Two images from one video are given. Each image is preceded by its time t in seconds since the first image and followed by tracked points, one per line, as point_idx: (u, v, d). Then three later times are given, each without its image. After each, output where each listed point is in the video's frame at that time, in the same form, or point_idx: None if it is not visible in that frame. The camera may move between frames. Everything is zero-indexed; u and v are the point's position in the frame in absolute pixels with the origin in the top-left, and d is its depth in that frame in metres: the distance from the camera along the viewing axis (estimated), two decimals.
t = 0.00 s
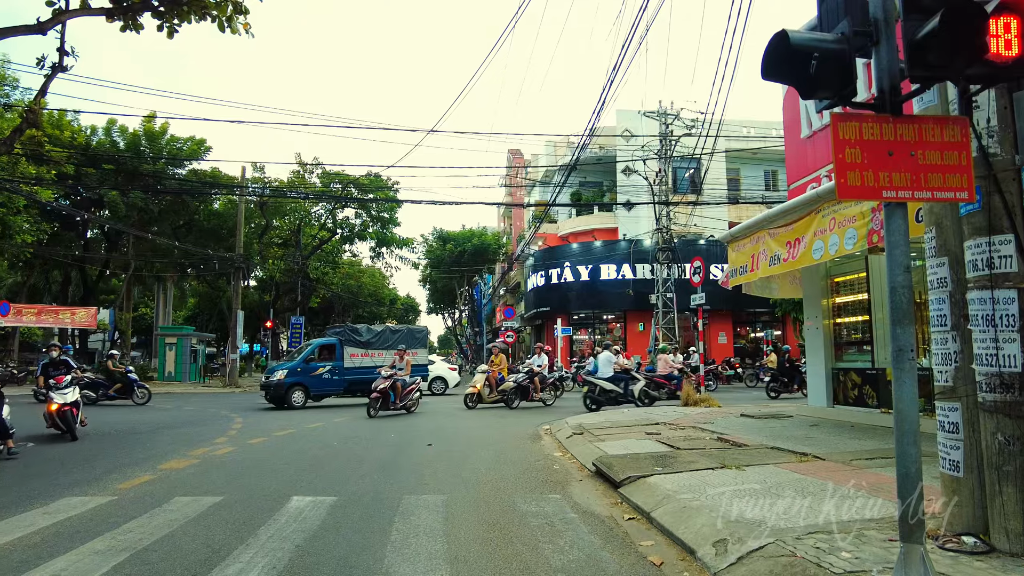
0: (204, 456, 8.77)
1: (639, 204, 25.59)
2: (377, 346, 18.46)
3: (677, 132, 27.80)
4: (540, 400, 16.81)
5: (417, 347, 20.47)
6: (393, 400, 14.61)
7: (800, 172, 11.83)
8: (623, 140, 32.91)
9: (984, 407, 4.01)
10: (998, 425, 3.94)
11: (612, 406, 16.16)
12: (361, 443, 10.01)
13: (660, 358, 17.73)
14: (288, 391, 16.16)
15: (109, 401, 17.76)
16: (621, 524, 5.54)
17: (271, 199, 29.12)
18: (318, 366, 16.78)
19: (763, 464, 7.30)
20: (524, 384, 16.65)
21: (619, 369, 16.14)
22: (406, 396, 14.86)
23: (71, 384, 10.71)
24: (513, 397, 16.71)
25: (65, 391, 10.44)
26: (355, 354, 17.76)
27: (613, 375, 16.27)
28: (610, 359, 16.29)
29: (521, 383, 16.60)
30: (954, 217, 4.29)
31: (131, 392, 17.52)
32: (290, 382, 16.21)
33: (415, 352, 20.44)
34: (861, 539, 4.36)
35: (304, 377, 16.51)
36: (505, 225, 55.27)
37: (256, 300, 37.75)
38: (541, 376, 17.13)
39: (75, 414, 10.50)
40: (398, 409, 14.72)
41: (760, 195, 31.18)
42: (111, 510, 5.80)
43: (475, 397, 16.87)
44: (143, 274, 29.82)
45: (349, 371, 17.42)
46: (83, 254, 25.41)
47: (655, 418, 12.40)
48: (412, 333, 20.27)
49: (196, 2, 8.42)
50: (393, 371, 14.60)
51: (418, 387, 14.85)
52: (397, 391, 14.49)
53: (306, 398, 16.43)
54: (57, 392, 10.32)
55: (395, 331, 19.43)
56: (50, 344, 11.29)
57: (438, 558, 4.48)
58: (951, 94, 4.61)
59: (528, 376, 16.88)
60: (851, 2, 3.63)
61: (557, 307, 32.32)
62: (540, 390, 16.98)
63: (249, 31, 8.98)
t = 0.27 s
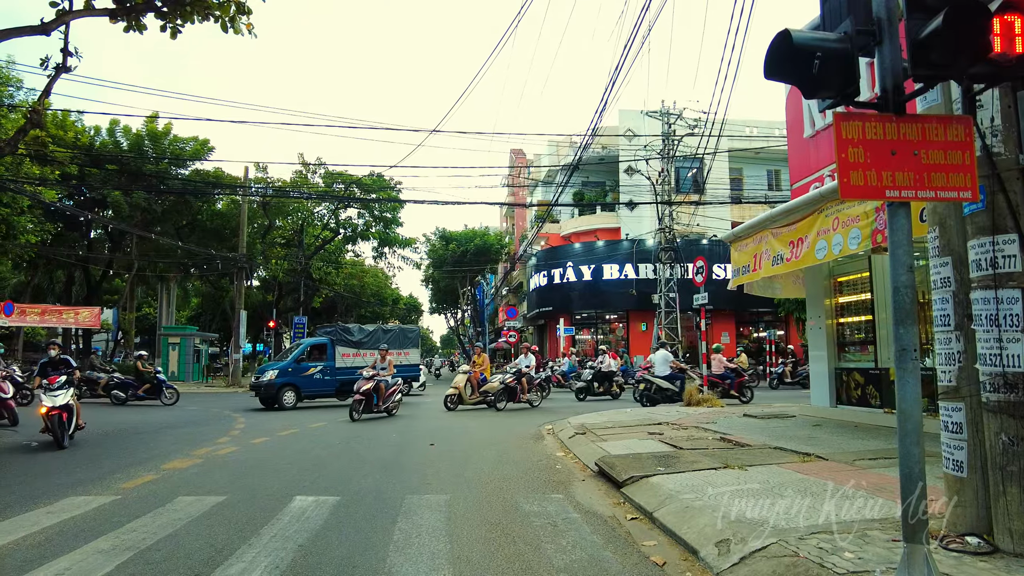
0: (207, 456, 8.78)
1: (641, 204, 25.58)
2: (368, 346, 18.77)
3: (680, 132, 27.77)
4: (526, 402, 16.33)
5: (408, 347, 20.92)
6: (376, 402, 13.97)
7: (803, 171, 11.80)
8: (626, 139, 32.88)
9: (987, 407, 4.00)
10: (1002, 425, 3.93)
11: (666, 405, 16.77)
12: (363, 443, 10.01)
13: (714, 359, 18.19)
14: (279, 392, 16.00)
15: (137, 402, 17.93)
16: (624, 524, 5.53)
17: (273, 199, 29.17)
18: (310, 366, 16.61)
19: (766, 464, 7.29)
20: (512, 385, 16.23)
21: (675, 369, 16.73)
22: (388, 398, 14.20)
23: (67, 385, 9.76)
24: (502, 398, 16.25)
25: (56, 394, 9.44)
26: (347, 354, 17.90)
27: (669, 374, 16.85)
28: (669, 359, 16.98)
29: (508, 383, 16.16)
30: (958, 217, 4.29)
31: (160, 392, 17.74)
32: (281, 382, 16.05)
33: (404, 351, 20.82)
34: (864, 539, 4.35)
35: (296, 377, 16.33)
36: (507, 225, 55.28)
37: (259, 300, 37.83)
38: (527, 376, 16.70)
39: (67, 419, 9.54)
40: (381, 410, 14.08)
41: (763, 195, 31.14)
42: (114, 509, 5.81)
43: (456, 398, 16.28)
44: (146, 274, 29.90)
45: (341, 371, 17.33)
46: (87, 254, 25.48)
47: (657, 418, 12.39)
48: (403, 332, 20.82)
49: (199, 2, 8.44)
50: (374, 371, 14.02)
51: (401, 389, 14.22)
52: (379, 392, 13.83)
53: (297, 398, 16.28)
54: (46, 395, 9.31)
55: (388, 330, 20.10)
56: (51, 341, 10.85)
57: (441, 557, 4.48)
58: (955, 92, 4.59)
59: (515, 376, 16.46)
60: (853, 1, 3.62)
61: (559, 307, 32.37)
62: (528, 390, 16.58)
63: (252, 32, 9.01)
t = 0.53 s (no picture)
0: (209, 456, 8.79)
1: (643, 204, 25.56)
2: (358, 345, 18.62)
3: (682, 132, 27.75)
4: (511, 404, 15.79)
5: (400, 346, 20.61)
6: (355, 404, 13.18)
7: (805, 171, 11.78)
8: (628, 139, 32.86)
9: (990, 407, 4.00)
10: (1005, 426, 3.92)
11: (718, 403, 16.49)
12: (365, 443, 10.01)
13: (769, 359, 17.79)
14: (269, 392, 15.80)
15: (165, 402, 18.09)
16: (626, 524, 5.53)
17: (276, 199, 29.20)
18: (301, 366, 16.38)
19: (769, 464, 7.27)
20: (498, 386, 15.60)
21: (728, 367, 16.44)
22: (368, 400, 13.46)
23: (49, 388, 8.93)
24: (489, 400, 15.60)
25: (34, 397, 8.55)
26: (338, 353, 17.65)
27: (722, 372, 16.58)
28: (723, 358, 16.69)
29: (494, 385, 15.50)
30: (961, 217, 4.29)
31: (186, 393, 17.90)
32: (271, 382, 15.83)
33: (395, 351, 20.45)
34: (867, 540, 4.34)
35: (286, 377, 16.11)
36: (509, 225, 55.29)
37: (261, 300, 37.87)
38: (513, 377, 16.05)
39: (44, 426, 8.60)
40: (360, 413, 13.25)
41: (765, 195, 31.10)
42: (117, 509, 5.82)
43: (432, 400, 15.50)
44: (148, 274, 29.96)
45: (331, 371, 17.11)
46: (89, 254, 25.54)
47: (659, 419, 12.37)
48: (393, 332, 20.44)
49: (201, 3, 8.46)
50: (353, 372, 13.27)
51: (382, 390, 13.49)
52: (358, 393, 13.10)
53: (288, 399, 16.09)
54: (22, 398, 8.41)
55: (377, 330, 19.86)
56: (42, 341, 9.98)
57: (443, 557, 4.48)
58: (958, 92, 4.58)
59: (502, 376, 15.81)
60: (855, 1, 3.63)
61: (561, 307, 32.39)
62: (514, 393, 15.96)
63: (254, 32, 9.02)
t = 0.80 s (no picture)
0: (211, 456, 8.81)
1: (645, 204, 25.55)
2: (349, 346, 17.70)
3: (684, 131, 27.74)
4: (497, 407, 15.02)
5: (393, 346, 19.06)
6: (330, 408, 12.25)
7: (808, 171, 11.77)
8: (630, 139, 32.85)
9: (993, 408, 3.99)
10: (1009, 427, 3.91)
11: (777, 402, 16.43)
12: (367, 444, 10.02)
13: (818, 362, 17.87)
14: (258, 392, 15.69)
15: (193, 403, 18.34)
16: (628, 525, 5.53)
17: (278, 199, 29.26)
18: (290, 367, 16.24)
19: (771, 465, 7.27)
20: (483, 388, 14.81)
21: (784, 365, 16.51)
22: (344, 404, 12.56)
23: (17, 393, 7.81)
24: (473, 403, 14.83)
25: None
26: (327, 354, 17.08)
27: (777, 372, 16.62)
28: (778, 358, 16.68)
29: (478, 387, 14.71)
30: (964, 218, 4.29)
31: (213, 392, 18.20)
32: (260, 382, 15.70)
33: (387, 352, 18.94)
34: (869, 541, 4.34)
35: (275, 378, 16.00)
36: (511, 225, 55.29)
37: (263, 300, 37.94)
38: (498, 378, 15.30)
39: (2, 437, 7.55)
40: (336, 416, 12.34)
41: (767, 195, 31.07)
42: (120, 509, 5.84)
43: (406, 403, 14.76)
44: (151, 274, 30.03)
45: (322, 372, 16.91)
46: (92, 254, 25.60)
47: (661, 419, 12.37)
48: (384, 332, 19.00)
49: (203, 3, 8.47)
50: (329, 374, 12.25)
51: (359, 393, 12.62)
52: (334, 396, 12.19)
53: (277, 400, 16.01)
54: None
55: (370, 330, 18.59)
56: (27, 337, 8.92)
57: (445, 558, 4.49)
58: (961, 93, 4.57)
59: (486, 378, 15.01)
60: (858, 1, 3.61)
61: (563, 307, 32.39)
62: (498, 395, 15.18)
63: (256, 32, 9.03)
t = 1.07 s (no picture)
0: (213, 458, 8.82)
1: (647, 204, 25.54)
2: (340, 347, 17.63)
3: (686, 132, 27.73)
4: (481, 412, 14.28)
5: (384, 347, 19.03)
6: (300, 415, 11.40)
7: (809, 172, 11.76)
8: (632, 139, 32.84)
9: (995, 413, 3.98)
10: (1010, 433, 3.90)
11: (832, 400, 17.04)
12: (368, 445, 10.02)
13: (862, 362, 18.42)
14: (247, 394, 15.44)
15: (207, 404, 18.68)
16: (630, 529, 5.53)
17: (280, 200, 29.30)
18: (279, 368, 16.03)
19: (772, 468, 7.26)
20: (464, 392, 13.99)
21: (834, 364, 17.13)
22: (314, 410, 11.71)
23: None
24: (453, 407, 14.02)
25: None
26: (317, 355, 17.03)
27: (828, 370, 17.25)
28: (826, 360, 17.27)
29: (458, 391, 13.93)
30: (964, 222, 4.29)
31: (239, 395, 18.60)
32: (250, 383, 15.46)
33: (376, 352, 18.74)
34: (871, 546, 4.33)
35: (264, 379, 15.76)
36: (513, 225, 55.27)
37: (265, 301, 37.98)
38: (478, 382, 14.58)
39: None
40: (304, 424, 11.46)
41: (769, 195, 31.05)
42: (122, 512, 5.86)
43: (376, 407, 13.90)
44: (153, 274, 30.08)
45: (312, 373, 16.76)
46: (94, 255, 25.64)
47: (663, 421, 12.36)
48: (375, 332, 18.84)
49: (204, 6, 8.48)
50: (299, 378, 11.44)
51: (331, 399, 11.82)
52: (306, 403, 11.34)
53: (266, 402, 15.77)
54: None
55: (359, 330, 18.35)
56: None
57: (446, 562, 4.49)
58: (963, 96, 4.54)
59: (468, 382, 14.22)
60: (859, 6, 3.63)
61: (565, 307, 32.39)
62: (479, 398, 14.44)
63: (257, 34, 9.04)
